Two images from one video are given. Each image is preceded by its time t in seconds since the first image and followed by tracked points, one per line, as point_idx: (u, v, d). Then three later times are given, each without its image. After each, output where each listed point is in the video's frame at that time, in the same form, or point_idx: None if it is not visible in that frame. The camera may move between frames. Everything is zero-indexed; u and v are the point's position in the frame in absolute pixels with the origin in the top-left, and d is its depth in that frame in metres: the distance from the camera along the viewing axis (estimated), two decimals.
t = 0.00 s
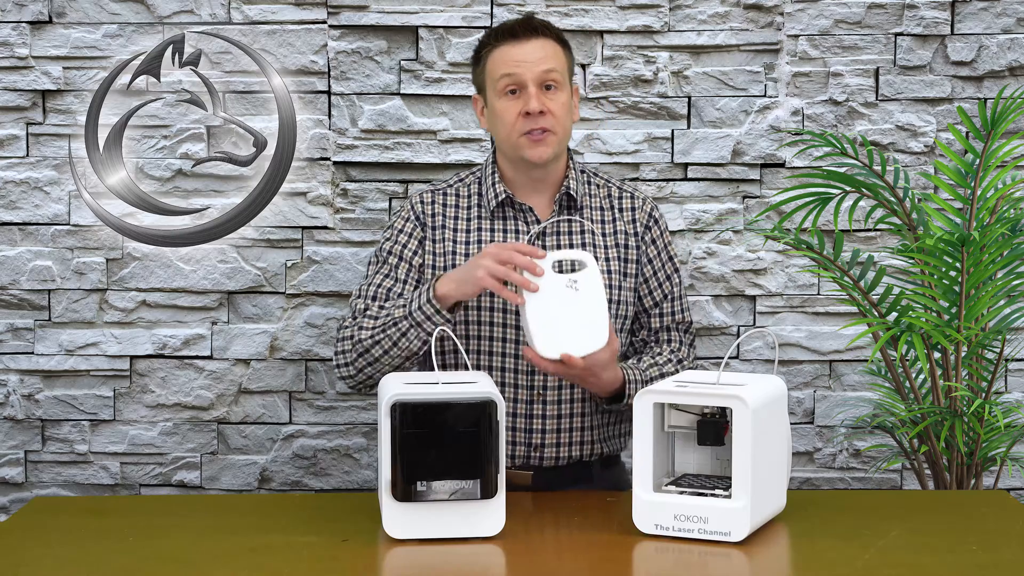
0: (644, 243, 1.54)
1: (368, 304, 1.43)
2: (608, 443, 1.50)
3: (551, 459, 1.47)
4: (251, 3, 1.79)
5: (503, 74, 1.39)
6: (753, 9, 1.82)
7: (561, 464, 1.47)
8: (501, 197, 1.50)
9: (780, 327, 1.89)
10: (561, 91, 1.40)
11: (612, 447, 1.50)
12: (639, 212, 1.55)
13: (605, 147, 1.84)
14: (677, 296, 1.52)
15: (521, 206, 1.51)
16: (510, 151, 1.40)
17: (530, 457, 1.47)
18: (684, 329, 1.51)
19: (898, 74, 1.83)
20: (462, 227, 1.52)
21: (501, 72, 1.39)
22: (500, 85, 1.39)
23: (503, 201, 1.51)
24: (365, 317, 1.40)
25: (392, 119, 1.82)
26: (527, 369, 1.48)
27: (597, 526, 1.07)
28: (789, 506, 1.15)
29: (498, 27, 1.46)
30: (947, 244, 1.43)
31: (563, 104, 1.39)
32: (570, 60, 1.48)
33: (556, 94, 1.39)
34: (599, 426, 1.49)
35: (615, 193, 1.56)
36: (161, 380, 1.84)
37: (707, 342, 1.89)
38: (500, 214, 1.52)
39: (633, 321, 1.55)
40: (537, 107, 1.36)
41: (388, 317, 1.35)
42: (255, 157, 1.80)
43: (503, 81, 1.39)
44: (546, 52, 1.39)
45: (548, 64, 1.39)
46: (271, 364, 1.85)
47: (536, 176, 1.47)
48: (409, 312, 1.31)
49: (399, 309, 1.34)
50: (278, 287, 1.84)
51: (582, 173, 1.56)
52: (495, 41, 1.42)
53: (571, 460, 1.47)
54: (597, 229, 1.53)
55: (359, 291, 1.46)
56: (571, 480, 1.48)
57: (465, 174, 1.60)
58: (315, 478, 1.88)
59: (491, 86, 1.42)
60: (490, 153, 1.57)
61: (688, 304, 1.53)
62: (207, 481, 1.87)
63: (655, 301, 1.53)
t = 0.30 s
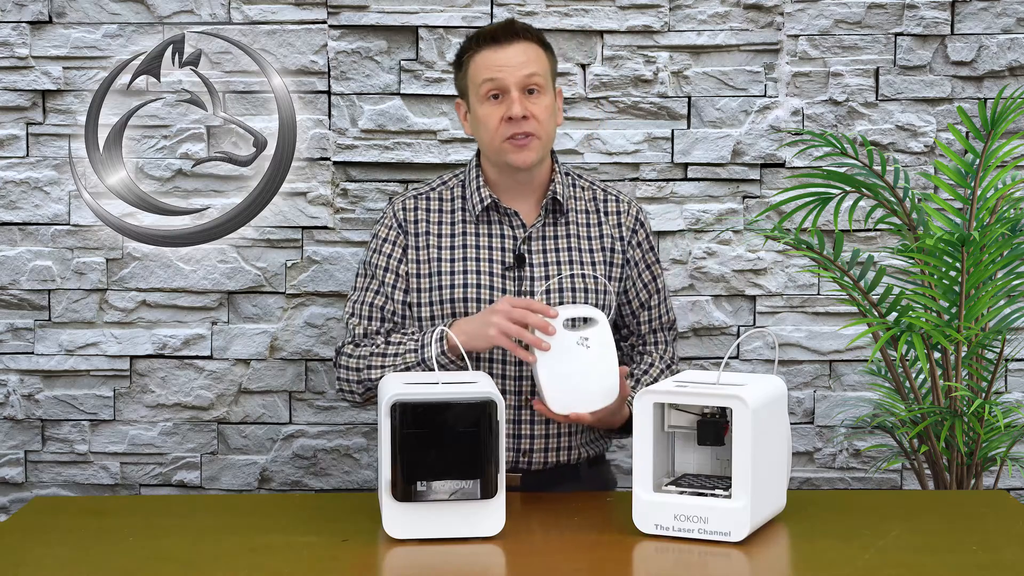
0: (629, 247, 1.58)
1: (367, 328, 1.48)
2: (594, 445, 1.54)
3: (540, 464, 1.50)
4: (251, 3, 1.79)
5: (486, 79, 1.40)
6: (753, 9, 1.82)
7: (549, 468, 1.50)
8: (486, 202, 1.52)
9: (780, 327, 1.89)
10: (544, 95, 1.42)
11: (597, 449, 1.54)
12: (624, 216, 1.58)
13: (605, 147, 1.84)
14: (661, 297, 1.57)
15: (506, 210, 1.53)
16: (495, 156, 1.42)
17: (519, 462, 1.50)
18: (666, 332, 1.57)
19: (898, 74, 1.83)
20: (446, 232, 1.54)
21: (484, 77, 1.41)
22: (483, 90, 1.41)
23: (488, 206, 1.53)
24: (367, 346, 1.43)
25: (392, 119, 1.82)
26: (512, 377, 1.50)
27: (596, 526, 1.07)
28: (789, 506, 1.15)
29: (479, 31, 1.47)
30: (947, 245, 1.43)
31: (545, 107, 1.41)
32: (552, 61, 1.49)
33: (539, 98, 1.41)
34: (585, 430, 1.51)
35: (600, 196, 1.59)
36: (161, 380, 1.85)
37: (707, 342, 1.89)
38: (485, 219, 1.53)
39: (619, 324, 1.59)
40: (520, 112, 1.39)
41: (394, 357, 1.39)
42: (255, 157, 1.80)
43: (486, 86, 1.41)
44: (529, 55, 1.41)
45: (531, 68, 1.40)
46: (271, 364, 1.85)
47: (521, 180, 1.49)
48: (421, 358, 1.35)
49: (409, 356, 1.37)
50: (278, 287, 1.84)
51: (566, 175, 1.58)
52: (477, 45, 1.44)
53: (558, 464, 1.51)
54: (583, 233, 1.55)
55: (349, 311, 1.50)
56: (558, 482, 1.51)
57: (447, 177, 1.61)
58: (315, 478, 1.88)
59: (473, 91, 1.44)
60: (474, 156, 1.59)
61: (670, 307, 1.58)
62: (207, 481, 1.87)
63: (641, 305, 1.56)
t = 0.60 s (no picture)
0: (617, 248, 1.61)
1: (358, 330, 1.48)
2: (585, 445, 1.55)
3: (534, 465, 1.51)
4: (251, 3, 1.79)
5: (475, 84, 1.41)
6: (753, 9, 1.82)
7: (543, 469, 1.51)
8: (478, 206, 1.52)
9: (780, 327, 1.89)
10: (532, 100, 1.43)
11: (589, 449, 1.56)
12: (612, 217, 1.61)
13: (605, 147, 1.84)
14: (648, 298, 1.62)
15: (497, 214, 1.54)
16: (484, 161, 1.43)
17: (513, 464, 1.50)
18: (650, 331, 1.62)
19: (898, 75, 1.83)
20: (436, 236, 1.54)
21: (472, 82, 1.41)
22: (471, 95, 1.42)
23: (479, 209, 1.53)
24: (357, 349, 1.42)
25: (392, 120, 1.82)
26: (505, 381, 1.50)
27: (596, 526, 1.07)
28: (789, 506, 1.15)
29: (468, 34, 1.47)
30: (947, 244, 1.43)
31: (534, 112, 1.42)
32: (541, 64, 1.49)
33: (527, 103, 1.42)
34: (577, 431, 1.53)
35: (588, 197, 1.61)
36: (161, 380, 1.85)
37: (707, 342, 1.89)
38: (476, 222, 1.54)
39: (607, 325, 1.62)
40: (508, 118, 1.39)
41: (387, 363, 1.38)
42: (255, 157, 1.80)
43: (474, 91, 1.42)
44: (518, 60, 1.41)
45: (520, 72, 1.41)
46: (271, 364, 1.85)
47: (511, 184, 1.50)
48: (414, 360, 1.35)
49: (402, 358, 1.37)
50: (278, 287, 1.84)
51: (554, 177, 1.60)
52: (465, 49, 1.44)
53: (551, 466, 1.52)
54: (572, 235, 1.57)
55: (339, 313, 1.50)
56: (552, 483, 1.51)
57: (435, 178, 1.60)
58: (315, 478, 1.88)
59: (462, 95, 1.44)
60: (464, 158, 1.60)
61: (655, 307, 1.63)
62: (207, 481, 1.87)
63: (629, 305, 1.61)
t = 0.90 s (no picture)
0: (612, 249, 1.62)
1: (354, 335, 1.47)
2: (579, 446, 1.56)
3: (534, 466, 1.51)
4: (251, 3, 1.79)
5: (471, 88, 1.41)
6: (753, 9, 1.82)
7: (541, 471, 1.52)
8: (475, 209, 1.52)
9: (780, 327, 1.89)
10: (529, 103, 1.43)
11: (583, 450, 1.57)
12: (607, 218, 1.62)
13: (605, 147, 1.84)
14: (643, 297, 1.65)
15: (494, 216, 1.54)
16: (480, 165, 1.43)
17: (512, 466, 1.50)
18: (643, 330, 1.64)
19: (898, 75, 1.83)
20: (433, 239, 1.54)
21: (468, 86, 1.41)
22: (467, 99, 1.42)
23: (476, 212, 1.53)
24: (354, 354, 1.42)
25: (392, 120, 1.82)
26: (506, 386, 1.48)
27: (596, 526, 1.07)
28: (789, 506, 1.15)
29: (463, 36, 1.46)
30: (947, 244, 1.43)
31: (530, 117, 1.42)
32: (537, 66, 1.49)
33: (524, 107, 1.42)
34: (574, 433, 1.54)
35: (583, 198, 1.62)
36: (161, 380, 1.85)
37: (707, 342, 1.89)
38: (474, 226, 1.54)
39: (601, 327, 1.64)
40: (505, 122, 1.39)
41: (382, 367, 1.38)
42: (255, 157, 1.80)
43: (470, 95, 1.41)
44: (515, 63, 1.41)
45: (516, 76, 1.40)
46: (271, 364, 1.85)
47: (508, 187, 1.51)
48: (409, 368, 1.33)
49: (397, 365, 1.36)
50: (278, 287, 1.84)
51: (549, 179, 1.61)
52: (461, 52, 1.43)
53: (548, 468, 1.52)
54: (568, 237, 1.58)
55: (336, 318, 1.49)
56: (549, 485, 1.52)
57: (430, 180, 1.60)
58: (315, 478, 1.88)
59: (458, 98, 1.44)
60: (459, 159, 1.59)
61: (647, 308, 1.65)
62: (207, 481, 1.87)
63: (624, 305, 1.63)
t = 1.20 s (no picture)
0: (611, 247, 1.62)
1: (354, 337, 1.47)
2: (581, 446, 1.56)
3: (534, 465, 1.51)
4: (251, 3, 1.79)
5: (468, 87, 1.41)
6: (753, 9, 1.82)
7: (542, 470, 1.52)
8: (473, 208, 1.52)
9: (780, 327, 1.89)
10: (526, 103, 1.43)
11: (585, 449, 1.57)
12: (606, 216, 1.62)
13: (605, 147, 1.84)
14: (643, 296, 1.65)
15: (492, 216, 1.53)
16: (478, 164, 1.43)
17: (512, 466, 1.50)
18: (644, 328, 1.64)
19: (898, 74, 1.83)
20: (432, 241, 1.54)
21: (466, 85, 1.41)
22: (465, 98, 1.42)
23: (474, 212, 1.53)
24: (354, 356, 1.42)
25: (392, 120, 1.82)
26: (506, 385, 1.48)
27: (596, 526, 1.07)
28: (789, 506, 1.15)
29: (461, 36, 1.46)
30: (947, 244, 1.43)
31: (528, 116, 1.42)
32: (535, 66, 1.49)
33: (521, 106, 1.42)
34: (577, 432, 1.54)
35: (582, 197, 1.62)
36: (161, 380, 1.84)
37: (707, 342, 1.89)
38: (472, 225, 1.54)
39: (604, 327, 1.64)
40: (502, 121, 1.39)
41: (383, 369, 1.38)
42: (255, 158, 1.80)
43: (467, 94, 1.41)
44: (512, 63, 1.41)
45: (513, 75, 1.40)
46: (271, 364, 1.85)
47: (505, 187, 1.50)
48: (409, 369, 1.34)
49: (400, 368, 1.36)
50: (278, 287, 1.84)
51: (548, 178, 1.61)
52: (458, 52, 1.43)
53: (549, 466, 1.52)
54: (567, 235, 1.58)
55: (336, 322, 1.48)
56: (550, 485, 1.52)
57: (427, 181, 1.60)
58: (315, 478, 1.88)
59: (455, 98, 1.44)
60: (457, 160, 1.59)
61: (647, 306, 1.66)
62: (207, 481, 1.87)
63: (624, 303, 1.64)
